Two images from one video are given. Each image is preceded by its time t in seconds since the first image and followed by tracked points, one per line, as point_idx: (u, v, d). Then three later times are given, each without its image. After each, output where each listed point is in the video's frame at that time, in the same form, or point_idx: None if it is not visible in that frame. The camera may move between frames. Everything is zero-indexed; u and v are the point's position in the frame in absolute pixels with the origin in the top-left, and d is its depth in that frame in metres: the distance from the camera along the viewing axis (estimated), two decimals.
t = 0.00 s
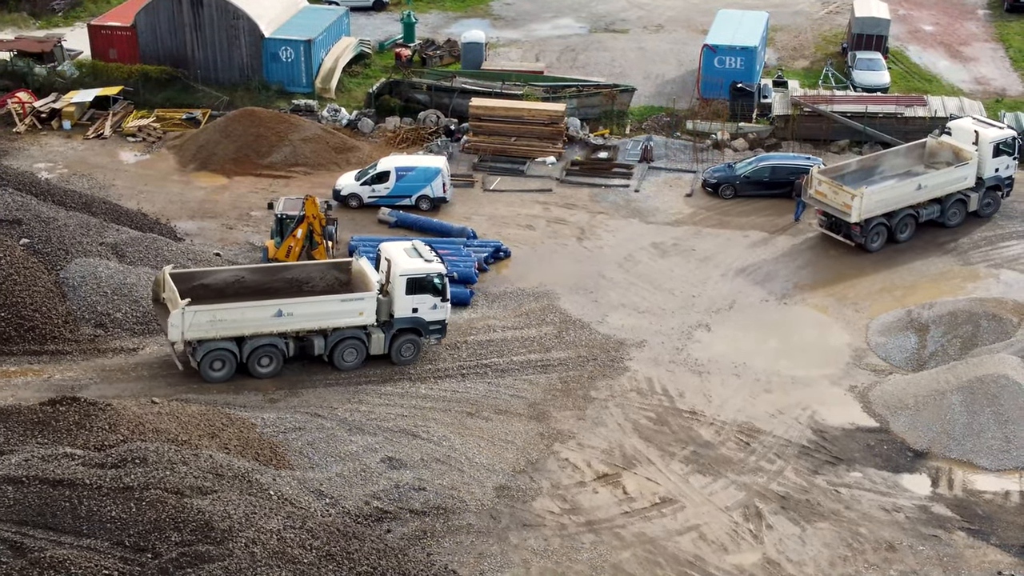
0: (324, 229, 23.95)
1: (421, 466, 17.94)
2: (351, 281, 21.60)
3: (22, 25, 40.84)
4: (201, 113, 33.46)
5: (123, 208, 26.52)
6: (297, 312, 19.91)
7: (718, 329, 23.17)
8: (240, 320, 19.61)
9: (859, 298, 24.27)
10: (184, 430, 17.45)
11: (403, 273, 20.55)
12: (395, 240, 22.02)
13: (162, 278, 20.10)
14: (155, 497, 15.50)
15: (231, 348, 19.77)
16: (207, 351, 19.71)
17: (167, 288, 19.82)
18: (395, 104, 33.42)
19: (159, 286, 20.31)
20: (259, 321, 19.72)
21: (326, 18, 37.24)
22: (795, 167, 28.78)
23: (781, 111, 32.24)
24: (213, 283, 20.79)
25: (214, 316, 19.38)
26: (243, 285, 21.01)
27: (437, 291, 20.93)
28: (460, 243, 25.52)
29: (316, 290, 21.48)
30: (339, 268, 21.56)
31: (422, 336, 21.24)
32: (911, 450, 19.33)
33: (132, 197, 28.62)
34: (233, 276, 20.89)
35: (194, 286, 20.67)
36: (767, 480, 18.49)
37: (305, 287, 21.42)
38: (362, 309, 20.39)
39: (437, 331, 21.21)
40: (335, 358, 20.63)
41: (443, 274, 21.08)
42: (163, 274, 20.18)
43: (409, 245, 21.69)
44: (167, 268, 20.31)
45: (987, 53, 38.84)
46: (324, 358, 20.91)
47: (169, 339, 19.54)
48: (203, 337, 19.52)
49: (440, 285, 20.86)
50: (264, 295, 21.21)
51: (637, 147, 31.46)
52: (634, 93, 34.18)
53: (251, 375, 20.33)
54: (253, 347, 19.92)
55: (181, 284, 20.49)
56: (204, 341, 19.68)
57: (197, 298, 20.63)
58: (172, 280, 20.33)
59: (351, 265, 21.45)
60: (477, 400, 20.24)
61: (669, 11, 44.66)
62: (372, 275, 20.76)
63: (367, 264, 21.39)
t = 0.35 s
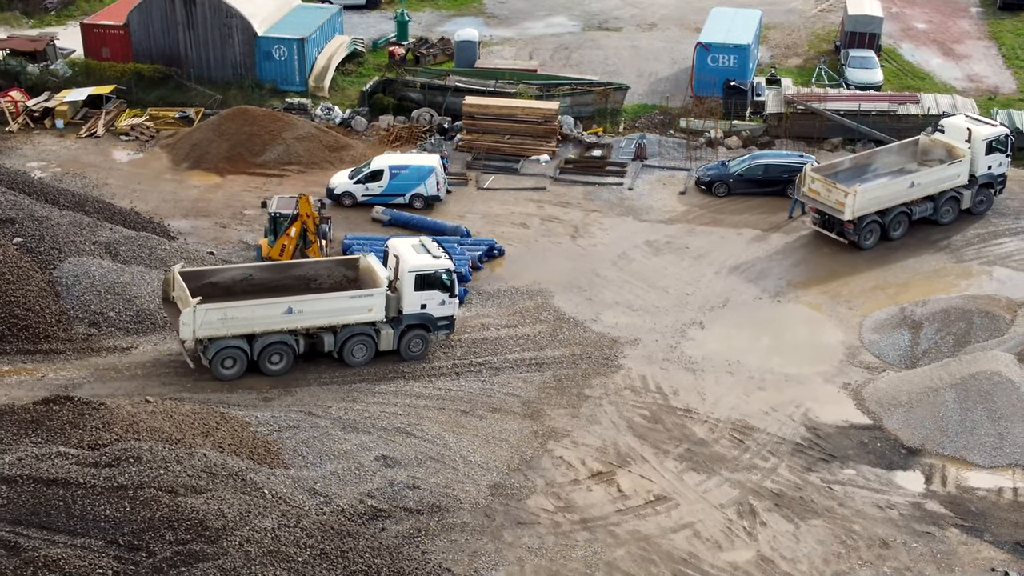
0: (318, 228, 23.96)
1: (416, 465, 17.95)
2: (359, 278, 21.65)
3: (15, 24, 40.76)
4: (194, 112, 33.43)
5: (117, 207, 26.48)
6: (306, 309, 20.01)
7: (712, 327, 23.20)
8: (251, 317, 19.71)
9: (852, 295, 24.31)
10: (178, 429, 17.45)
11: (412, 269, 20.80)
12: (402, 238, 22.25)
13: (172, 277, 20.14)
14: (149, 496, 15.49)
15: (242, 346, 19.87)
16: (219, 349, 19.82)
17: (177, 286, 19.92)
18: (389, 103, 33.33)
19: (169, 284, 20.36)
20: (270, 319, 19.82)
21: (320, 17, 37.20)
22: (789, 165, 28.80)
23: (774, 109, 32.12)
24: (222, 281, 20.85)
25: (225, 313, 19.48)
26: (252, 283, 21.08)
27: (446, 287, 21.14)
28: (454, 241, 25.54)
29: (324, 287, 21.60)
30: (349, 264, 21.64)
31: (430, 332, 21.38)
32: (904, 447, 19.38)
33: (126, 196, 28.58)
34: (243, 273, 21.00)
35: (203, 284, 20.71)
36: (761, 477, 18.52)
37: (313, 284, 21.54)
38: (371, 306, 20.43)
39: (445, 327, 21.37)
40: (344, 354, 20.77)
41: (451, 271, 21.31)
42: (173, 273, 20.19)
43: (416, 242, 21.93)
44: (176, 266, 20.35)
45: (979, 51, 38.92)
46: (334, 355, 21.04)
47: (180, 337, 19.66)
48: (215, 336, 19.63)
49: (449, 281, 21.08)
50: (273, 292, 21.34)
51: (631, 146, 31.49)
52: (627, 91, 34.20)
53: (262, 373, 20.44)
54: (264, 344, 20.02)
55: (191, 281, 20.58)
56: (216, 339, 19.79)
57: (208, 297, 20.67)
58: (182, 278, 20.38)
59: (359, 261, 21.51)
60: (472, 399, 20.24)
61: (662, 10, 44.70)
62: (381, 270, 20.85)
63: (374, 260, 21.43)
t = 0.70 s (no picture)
0: (311, 227, 23.88)
1: (410, 463, 17.96)
2: (365, 276, 21.83)
3: (7, 23, 40.67)
4: (187, 111, 33.42)
5: (109, 206, 26.43)
6: (316, 306, 20.10)
7: (705, 325, 23.22)
8: (261, 315, 19.81)
9: (845, 293, 24.36)
10: (172, 428, 17.43)
11: (419, 265, 20.90)
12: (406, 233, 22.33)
13: (182, 275, 20.18)
14: (143, 496, 15.48)
15: (252, 344, 19.95)
16: (229, 347, 19.89)
17: (186, 285, 20.03)
18: (382, 101, 33.31)
19: (178, 283, 20.43)
20: (280, 316, 19.92)
21: (312, 16, 37.18)
22: (781, 163, 28.84)
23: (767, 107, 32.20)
24: (231, 279, 21.02)
25: (235, 311, 19.57)
26: (260, 281, 21.23)
27: (452, 282, 21.29)
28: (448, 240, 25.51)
29: (332, 284, 21.75)
30: (356, 261, 21.75)
31: (438, 327, 21.53)
32: (897, 444, 19.42)
33: (118, 195, 28.54)
34: (251, 271, 21.10)
35: (211, 282, 20.84)
36: (754, 475, 18.55)
37: (321, 281, 21.73)
38: (379, 302, 20.70)
39: (452, 322, 21.54)
40: (353, 351, 20.88)
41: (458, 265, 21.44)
42: (181, 272, 20.26)
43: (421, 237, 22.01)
44: (185, 265, 20.44)
45: (971, 49, 38.98)
46: (343, 352, 21.15)
47: (190, 335, 19.73)
48: (225, 333, 19.72)
49: (455, 276, 21.23)
50: (281, 290, 21.43)
51: (624, 144, 31.53)
52: (620, 90, 34.22)
53: (272, 371, 20.51)
54: (274, 342, 20.11)
55: (200, 280, 20.65)
56: (226, 337, 19.87)
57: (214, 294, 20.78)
58: (191, 277, 20.46)
59: (365, 259, 21.69)
60: (465, 398, 20.24)
61: (655, 8, 44.71)
62: (388, 267, 21.08)
63: (381, 257, 21.62)
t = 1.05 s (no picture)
0: (303, 225, 23.89)
1: (403, 463, 17.95)
2: (372, 273, 21.97)
3: None
4: (179, 110, 33.40)
5: (101, 205, 26.37)
6: (325, 304, 20.18)
7: (698, 324, 23.23)
8: (270, 312, 19.90)
9: (837, 291, 24.40)
10: (164, 428, 17.41)
11: (426, 262, 20.96)
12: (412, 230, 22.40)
13: (190, 273, 20.33)
14: (135, 496, 15.45)
15: (261, 341, 20.03)
16: (238, 345, 19.96)
17: (195, 282, 20.16)
18: (374, 100, 33.32)
19: (187, 280, 20.56)
20: (289, 314, 19.99)
21: (304, 14, 37.14)
22: (773, 161, 28.85)
23: (759, 106, 32.25)
24: (238, 277, 21.17)
25: (245, 309, 19.64)
26: (268, 278, 21.31)
27: (459, 279, 21.34)
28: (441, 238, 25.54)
29: (338, 281, 21.85)
30: (363, 258, 21.91)
31: (445, 324, 21.61)
32: (889, 442, 19.47)
33: (110, 195, 28.49)
34: (259, 269, 21.21)
35: (219, 280, 21.01)
36: (747, 473, 18.58)
37: (327, 279, 21.81)
38: (387, 299, 20.74)
39: (459, 319, 21.60)
40: (361, 348, 20.95)
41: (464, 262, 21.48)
42: (190, 269, 20.39)
43: (428, 234, 22.07)
44: (193, 262, 20.60)
45: (963, 47, 39.05)
46: (351, 349, 21.22)
47: (200, 333, 19.81)
48: (234, 331, 19.79)
49: (462, 273, 21.28)
50: (288, 287, 21.53)
51: (617, 142, 31.49)
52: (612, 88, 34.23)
53: (280, 368, 20.61)
54: (283, 339, 20.20)
55: (208, 278, 20.80)
56: (236, 335, 19.94)
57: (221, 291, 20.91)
58: (199, 275, 20.58)
59: (372, 256, 21.81)
60: (458, 396, 20.24)
61: (648, 7, 44.72)
62: (395, 264, 21.24)
63: (388, 254, 21.76)
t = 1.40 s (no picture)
0: (295, 225, 23.86)
1: (396, 462, 17.94)
2: (378, 271, 22.14)
3: None
4: (170, 109, 33.34)
5: (93, 205, 26.31)
6: (332, 302, 20.32)
7: (690, 322, 23.25)
8: (279, 310, 20.00)
9: (829, 289, 24.43)
10: (157, 427, 17.38)
11: (433, 260, 21.15)
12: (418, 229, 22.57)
13: (198, 271, 20.42)
14: (128, 496, 15.42)
15: (270, 339, 20.13)
16: (247, 343, 20.06)
17: (202, 281, 20.25)
18: (366, 99, 33.30)
19: (194, 279, 20.64)
20: (297, 312, 20.11)
21: (296, 13, 37.11)
22: (765, 160, 28.87)
23: (751, 104, 32.31)
24: (245, 275, 21.25)
25: (254, 307, 19.75)
26: (274, 276, 21.40)
27: (465, 277, 21.52)
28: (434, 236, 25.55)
29: (344, 279, 21.91)
30: (368, 256, 22.05)
31: (451, 321, 21.78)
32: (882, 439, 19.50)
33: (102, 194, 28.44)
34: (266, 267, 21.29)
35: (226, 279, 21.11)
36: (740, 471, 18.59)
37: (333, 277, 21.88)
38: (394, 297, 20.89)
39: (465, 316, 21.77)
40: (368, 345, 21.04)
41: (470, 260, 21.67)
42: (198, 267, 20.49)
43: (433, 233, 22.25)
44: (200, 261, 20.70)
45: (954, 45, 39.13)
46: (358, 346, 21.33)
47: (209, 331, 19.90)
48: (243, 329, 19.89)
49: (468, 270, 21.47)
50: (296, 285, 21.65)
51: (609, 141, 31.55)
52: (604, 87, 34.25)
53: (289, 365, 20.71)
54: (291, 337, 20.32)
55: (216, 276, 20.94)
56: (244, 333, 20.04)
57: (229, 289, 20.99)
58: (207, 273, 20.70)
59: (378, 254, 22.01)
60: (451, 395, 20.23)
61: (640, 5, 44.72)
62: (401, 262, 21.45)
63: (394, 253, 21.95)
